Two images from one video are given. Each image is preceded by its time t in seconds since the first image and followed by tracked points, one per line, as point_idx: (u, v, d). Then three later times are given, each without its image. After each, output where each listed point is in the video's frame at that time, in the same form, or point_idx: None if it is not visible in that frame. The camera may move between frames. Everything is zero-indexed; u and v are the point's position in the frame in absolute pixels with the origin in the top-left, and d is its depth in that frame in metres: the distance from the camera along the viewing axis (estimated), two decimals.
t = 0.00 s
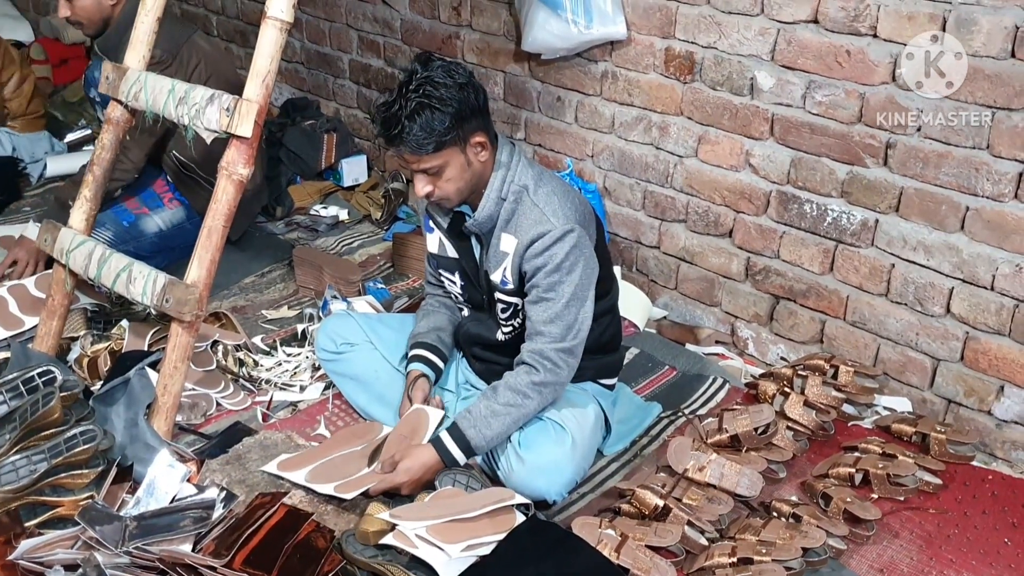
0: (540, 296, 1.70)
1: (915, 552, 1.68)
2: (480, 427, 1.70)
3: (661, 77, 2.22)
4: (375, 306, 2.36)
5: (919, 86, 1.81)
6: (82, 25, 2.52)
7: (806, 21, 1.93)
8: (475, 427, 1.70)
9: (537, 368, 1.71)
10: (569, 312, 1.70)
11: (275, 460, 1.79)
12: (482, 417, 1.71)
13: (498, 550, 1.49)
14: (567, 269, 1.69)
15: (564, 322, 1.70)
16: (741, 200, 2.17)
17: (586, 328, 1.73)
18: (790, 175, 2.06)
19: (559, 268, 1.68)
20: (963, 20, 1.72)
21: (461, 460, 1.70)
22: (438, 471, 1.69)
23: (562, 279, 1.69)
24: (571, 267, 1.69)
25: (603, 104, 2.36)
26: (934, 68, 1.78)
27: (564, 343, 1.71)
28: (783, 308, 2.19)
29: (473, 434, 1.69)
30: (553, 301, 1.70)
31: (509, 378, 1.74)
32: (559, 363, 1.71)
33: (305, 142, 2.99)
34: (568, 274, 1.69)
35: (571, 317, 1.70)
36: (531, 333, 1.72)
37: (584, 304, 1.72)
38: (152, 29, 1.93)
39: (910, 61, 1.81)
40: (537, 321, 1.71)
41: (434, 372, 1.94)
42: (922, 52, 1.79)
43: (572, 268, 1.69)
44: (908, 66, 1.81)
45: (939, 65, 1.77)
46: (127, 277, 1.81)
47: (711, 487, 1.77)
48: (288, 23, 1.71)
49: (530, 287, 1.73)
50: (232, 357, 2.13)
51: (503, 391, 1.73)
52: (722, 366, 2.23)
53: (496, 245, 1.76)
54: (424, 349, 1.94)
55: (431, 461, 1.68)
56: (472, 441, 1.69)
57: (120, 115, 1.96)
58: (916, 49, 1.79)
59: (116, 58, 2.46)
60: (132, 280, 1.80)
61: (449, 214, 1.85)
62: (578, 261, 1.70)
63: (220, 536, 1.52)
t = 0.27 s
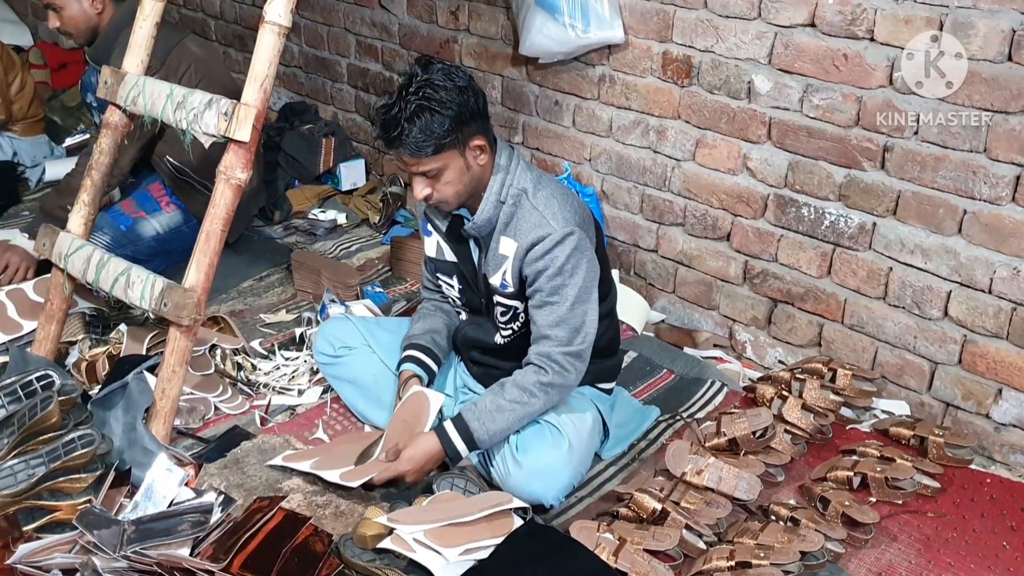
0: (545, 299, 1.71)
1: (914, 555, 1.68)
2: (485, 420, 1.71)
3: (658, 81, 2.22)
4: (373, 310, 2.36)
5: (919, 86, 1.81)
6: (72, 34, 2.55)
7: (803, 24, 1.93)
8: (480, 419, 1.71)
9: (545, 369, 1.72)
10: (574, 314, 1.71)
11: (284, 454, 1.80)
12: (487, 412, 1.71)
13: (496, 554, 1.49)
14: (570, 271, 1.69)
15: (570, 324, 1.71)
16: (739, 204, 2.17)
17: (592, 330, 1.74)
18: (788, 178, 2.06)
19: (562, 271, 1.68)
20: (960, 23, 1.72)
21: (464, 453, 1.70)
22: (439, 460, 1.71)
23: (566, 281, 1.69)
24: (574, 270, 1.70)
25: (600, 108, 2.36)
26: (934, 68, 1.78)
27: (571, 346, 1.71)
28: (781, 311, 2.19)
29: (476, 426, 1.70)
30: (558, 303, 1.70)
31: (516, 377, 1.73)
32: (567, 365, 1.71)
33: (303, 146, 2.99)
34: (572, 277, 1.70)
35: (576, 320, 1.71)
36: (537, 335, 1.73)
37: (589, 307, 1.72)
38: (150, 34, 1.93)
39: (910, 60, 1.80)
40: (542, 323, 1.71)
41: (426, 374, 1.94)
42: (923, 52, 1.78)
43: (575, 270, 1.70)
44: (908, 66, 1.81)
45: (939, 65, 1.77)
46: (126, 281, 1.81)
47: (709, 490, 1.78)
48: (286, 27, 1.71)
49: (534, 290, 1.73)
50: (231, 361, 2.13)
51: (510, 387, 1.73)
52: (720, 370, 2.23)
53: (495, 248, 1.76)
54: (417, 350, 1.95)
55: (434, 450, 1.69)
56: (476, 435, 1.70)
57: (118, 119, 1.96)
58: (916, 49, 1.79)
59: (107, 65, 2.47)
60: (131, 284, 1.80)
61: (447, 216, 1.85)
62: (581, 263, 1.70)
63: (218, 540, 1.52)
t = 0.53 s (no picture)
0: (552, 297, 1.71)
1: (912, 555, 1.68)
2: (493, 412, 1.73)
3: (656, 81, 2.22)
4: (371, 310, 2.37)
5: (919, 87, 1.81)
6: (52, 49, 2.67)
7: (800, 24, 1.94)
8: (488, 411, 1.72)
9: (554, 366, 1.73)
10: (582, 311, 1.71)
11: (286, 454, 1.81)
12: (496, 403, 1.73)
13: (494, 553, 1.49)
14: (575, 270, 1.70)
15: (578, 322, 1.71)
16: (737, 204, 2.17)
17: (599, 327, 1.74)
18: (786, 178, 2.06)
19: (567, 269, 1.69)
20: (958, 23, 1.73)
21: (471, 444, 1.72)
22: (445, 449, 1.73)
23: (571, 280, 1.70)
24: (579, 268, 1.70)
25: (599, 108, 2.36)
26: (935, 68, 1.78)
27: (580, 343, 1.73)
28: (779, 311, 2.19)
29: (484, 418, 1.72)
30: (564, 302, 1.71)
31: (525, 372, 1.74)
32: (576, 363, 1.72)
33: (302, 146, 2.99)
34: (577, 275, 1.70)
35: (584, 317, 1.71)
36: (545, 332, 1.73)
37: (597, 305, 1.72)
38: (148, 35, 1.94)
39: (911, 60, 1.80)
40: (550, 321, 1.72)
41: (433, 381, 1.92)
42: (924, 51, 1.78)
43: (579, 268, 1.70)
44: (908, 66, 1.81)
45: (939, 65, 1.77)
46: (124, 282, 1.81)
47: (707, 490, 1.78)
48: (284, 28, 1.71)
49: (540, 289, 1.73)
50: (230, 361, 2.13)
51: (520, 381, 1.74)
52: (719, 369, 2.24)
53: (496, 248, 1.76)
54: (423, 358, 1.93)
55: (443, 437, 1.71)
56: (484, 425, 1.72)
57: (117, 120, 1.96)
58: (917, 48, 1.79)
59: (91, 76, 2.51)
60: (129, 284, 1.80)
61: (447, 217, 1.85)
62: (585, 261, 1.71)
63: (217, 540, 1.51)
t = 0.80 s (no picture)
0: (558, 291, 1.71)
1: (908, 553, 1.68)
2: (505, 401, 1.71)
3: (653, 80, 2.22)
4: (368, 310, 2.37)
5: (919, 86, 1.81)
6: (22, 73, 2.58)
7: (796, 24, 1.94)
8: (500, 398, 1.71)
9: (565, 359, 1.72)
10: (589, 306, 1.72)
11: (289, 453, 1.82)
12: (509, 392, 1.71)
13: (491, 552, 1.49)
14: (579, 264, 1.70)
15: (586, 315, 1.72)
16: (733, 203, 2.18)
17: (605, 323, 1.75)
18: (782, 177, 2.07)
19: (571, 264, 1.69)
20: (953, 22, 1.73)
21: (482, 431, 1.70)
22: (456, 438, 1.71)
23: (576, 275, 1.70)
24: (584, 262, 1.71)
25: (595, 108, 2.37)
26: (934, 68, 1.78)
27: (588, 337, 1.73)
28: (775, 310, 2.19)
29: (497, 404, 1.70)
30: (571, 296, 1.71)
31: (536, 365, 1.73)
32: (586, 357, 1.72)
33: (299, 146, 2.99)
34: (582, 269, 1.71)
35: (591, 310, 1.72)
36: (553, 326, 1.73)
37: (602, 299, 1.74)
38: (144, 34, 1.93)
39: (910, 59, 1.80)
40: (558, 315, 1.72)
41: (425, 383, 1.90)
42: (923, 50, 1.78)
43: (583, 263, 1.71)
44: (908, 66, 1.81)
45: (939, 64, 1.77)
46: (121, 282, 1.81)
47: (704, 488, 1.78)
48: (280, 28, 1.71)
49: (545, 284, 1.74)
50: (226, 361, 2.14)
51: (531, 371, 1.72)
52: (716, 368, 2.24)
53: (495, 246, 1.76)
54: (413, 360, 1.91)
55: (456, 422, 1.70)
56: (495, 413, 1.70)
57: (114, 120, 1.96)
58: (916, 47, 1.79)
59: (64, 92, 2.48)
60: (126, 284, 1.80)
61: (444, 216, 1.85)
62: (588, 257, 1.72)
63: (213, 540, 1.51)
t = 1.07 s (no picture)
0: (565, 288, 1.71)
1: (905, 554, 1.68)
2: (512, 393, 1.70)
3: (650, 82, 2.23)
4: (366, 312, 2.37)
5: (919, 87, 1.80)
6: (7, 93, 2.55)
7: (793, 25, 1.94)
8: (508, 391, 1.70)
9: (571, 356, 1.71)
10: (595, 304, 1.72)
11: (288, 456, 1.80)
12: (517, 381, 1.71)
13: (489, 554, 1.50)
14: (584, 263, 1.71)
15: (592, 313, 1.72)
16: (731, 204, 2.18)
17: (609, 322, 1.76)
18: (780, 179, 2.07)
19: (574, 263, 1.70)
20: (950, 23, 1.73)
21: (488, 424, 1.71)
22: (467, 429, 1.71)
23: (581, 273, 1.71)
24: (587, 261, 1.72)
25: (593, 109, 2.37)
26: (933, 68, 1.77)
27: (592, 335, 1.73)
28: (773, 311, 2.19)
29: (501, 395, 1.70)
30: (576, 294, 1.71)
31: (540, 359, 1.71)
32: (591, 353, 1.72)
33: (298, 148, 3.00)
34: (586, 268, 1.72)
35: (597, 308, 1.72)
36: (560, 321, 1.72)
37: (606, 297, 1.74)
38: (142, 36, 1.93)
39: (910, 59, 1.80)
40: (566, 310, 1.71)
41: (416, 377, 1.90)
42: (922, 51, 1.78)
43: (587, 262, 1.72)
44: (907, 67, 1.81)
45: (939, 65, 1.76)
46: (119, 284, 1.81)
47: (702, 490, 1.78)
48: (277, 30, 1.72)
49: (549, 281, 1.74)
50: (225, 363, 2.12)
51: (537, 365, 1.71)
52: (714, 370, 2.24)
53: (495, 248, 1.76)
54: (408, 353, 1.92)
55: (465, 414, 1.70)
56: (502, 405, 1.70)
57: (111, 122, 1.96)
58: (916, 47, 1.78)
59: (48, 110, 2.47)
60: (124, 287, 1.80)
61: (443, 218, 1.86)
62: (590, 256, 1.73)
63: (211, 542, 1.52)
